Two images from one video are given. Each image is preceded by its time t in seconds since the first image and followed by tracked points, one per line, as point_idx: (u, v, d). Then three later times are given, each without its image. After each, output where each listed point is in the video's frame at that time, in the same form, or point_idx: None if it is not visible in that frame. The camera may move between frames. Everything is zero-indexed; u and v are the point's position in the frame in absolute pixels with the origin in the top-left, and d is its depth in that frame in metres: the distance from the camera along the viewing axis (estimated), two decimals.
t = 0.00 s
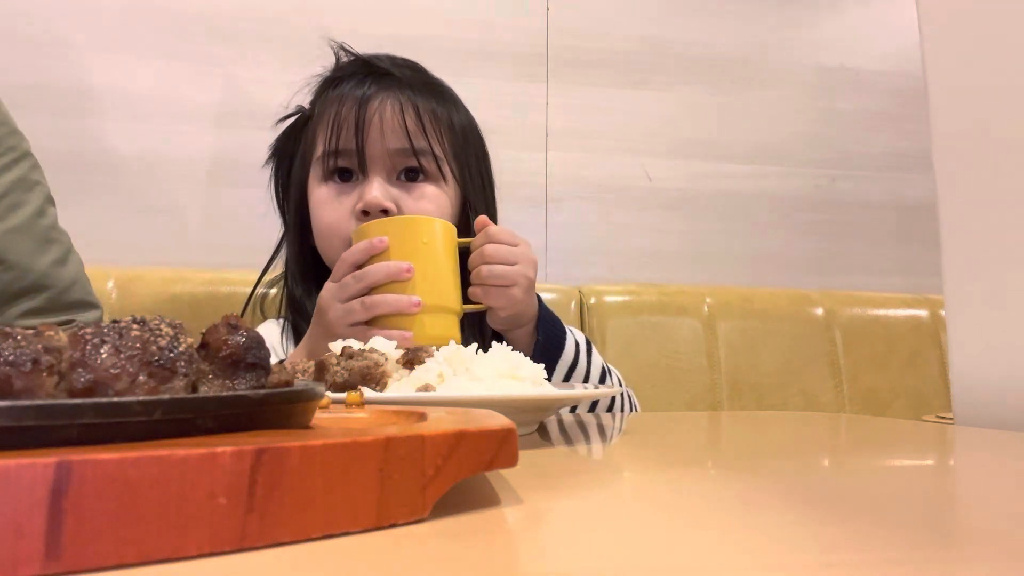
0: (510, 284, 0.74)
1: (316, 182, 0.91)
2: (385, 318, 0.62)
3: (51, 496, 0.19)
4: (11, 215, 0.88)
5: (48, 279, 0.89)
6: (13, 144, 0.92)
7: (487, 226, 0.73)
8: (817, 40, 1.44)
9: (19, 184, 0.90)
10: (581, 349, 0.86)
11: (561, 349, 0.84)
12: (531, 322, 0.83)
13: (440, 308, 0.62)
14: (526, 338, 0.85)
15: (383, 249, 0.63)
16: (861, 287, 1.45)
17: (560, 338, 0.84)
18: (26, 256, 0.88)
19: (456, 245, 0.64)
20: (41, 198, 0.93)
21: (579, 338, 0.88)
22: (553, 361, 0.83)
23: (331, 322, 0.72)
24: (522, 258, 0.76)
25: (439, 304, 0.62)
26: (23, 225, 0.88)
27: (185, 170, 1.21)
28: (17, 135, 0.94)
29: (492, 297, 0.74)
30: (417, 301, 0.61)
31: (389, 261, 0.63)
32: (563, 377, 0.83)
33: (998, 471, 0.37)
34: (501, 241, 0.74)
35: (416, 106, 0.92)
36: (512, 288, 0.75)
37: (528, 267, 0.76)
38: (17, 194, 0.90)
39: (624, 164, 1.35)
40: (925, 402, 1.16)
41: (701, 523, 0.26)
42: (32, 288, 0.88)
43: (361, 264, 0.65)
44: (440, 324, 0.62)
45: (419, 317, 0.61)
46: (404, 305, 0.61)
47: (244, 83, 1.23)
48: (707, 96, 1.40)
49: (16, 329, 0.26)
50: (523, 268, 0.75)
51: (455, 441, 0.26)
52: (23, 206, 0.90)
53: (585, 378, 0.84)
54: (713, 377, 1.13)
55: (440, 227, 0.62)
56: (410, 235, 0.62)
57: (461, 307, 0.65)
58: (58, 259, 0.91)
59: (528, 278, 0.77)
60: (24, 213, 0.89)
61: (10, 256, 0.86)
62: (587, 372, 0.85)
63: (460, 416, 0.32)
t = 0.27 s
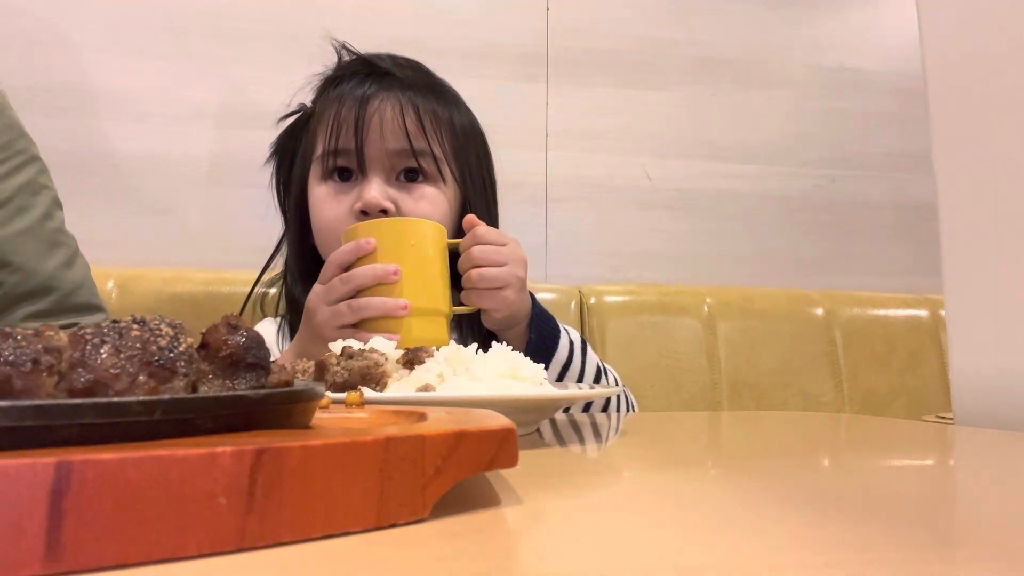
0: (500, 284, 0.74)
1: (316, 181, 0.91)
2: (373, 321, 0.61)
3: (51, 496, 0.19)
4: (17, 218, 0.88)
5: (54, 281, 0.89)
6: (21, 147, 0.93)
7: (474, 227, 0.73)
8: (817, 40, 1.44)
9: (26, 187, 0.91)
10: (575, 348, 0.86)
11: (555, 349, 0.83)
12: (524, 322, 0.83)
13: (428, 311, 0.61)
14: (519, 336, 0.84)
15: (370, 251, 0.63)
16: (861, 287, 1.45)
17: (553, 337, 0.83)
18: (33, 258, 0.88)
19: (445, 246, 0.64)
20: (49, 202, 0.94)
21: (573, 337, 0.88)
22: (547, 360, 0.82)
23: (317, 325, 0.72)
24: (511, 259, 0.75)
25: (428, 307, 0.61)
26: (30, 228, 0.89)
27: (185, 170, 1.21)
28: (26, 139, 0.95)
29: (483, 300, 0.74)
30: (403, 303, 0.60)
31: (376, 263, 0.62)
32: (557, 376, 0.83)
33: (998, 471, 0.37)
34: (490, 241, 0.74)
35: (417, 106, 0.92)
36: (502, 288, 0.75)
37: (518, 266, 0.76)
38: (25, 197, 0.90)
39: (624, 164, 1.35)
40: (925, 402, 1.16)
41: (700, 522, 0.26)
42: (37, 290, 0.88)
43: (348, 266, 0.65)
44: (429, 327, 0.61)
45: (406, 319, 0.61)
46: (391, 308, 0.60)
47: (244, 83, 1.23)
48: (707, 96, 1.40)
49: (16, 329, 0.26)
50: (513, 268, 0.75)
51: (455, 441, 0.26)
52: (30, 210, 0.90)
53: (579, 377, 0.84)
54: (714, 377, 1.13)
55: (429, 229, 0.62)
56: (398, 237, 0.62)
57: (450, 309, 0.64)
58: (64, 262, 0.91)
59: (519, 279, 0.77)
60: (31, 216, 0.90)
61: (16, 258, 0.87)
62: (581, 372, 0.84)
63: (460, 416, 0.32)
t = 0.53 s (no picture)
0: (495, 283, 0.74)
1: (317, 180, 0.91)
2: (367, 319, 0.62)
3: (51, 496, 0.19)
4: (31, 225, 0.88)
5: (65, 289, 0.89)
6: (36, 156, 0.92)
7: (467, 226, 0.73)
8: (818, 40, 1.44)
9: (40, 196, 0.91)
10: (571, 346, 0.86)
11: (550, 348, 0.83)
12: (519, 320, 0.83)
13: (422, 310, 0.61)
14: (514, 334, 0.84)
15: (365, 249, 0.62)
16: (860, 287, 1.45)
17: (548, 336, 0.83)
18: (45, 266, 0.88)
19: (442, 245, 0.63)
20: (61, 211, 0.94)
21: (570, 335, 0.88)
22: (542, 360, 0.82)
23: (313, 321, 0.73)
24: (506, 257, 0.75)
25: (422, 306, 0.61)
26: (43, 235, 0.89)
27: (185, 170, 1.21)
28: (40, 148, 0.93)
29: (479, 299, 0.74)
30: (399, 302, 0.60)
31: (371, 261, 0.62)
32: (552, 374, 0.83)
33: (998, 471, 0.37)
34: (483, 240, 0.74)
35: (420, 107, 0.92)
36: (497, 287, 0.75)
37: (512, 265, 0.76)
38: (38, 206, 0.90)
39: (624, 164, 1.35)
40: (925, 402, 1.16)
41: (700, 522, 0.26)
42: (48, 298, 0.88)
43: (343, 264, 0.65)
44: (422, 326, 0.61)
45: (401, 317, 0.61)
46: (386, 306, 0.60)
47: (244, 83, 1.23)
48: (707, 96, 1.40)
49: (16, 330, 0.26)
50: (507, 266, 0.75)
51: (455, 441, 0.26)
52: (44, 218, 0.90)
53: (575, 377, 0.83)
54: (714, 377, 1.13)
55: (425, 227, 0.61)
56: (394, 235, 0.61)
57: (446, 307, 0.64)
58: (75, 270, 0.92)
59: (513, 277, 0.77)
60: (44, 224, 0.90)
61: (28, 265, 0.87)
62: (577, 371, 0.84)
63: (460, 416, 0.33)
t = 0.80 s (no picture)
0: (493, 281, 0.74)
1: (318, 182, 0.91)
2: (366, 317, 0.62)
3: (51, 496, 0.19)
4: (44, 231, 0.91)
5: (75, 294, 0.92)
6: (51, 164, 0.94)
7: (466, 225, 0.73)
8: (818, 40, 1.44)
9: (54, 203, 0.93)
10: (571, 346, 0.85)
11: (549, 348, 0.83)
12: (518, 318, 0.83)
13: (421, 309, 0.61)
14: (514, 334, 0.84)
15: (364, 248, 0.63)
16: (860, 287, 1.45)
17: (547, 335, 0.83)
18: (56, 271, 0.91)
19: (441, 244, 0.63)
20: (74, 217, 0.97)
21: (569, 335, 0.88)
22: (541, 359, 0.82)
23: (312, 320, 0.73)
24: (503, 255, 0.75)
25: (421, 305, 0.61)
26: (56, 241, 0.92)
27: (186, 170, 1.20)
28: (55, 155, 0.95)
29: (477, 297, 0.74)
30: (397, 300, 0.60)
31: (370, 260, 0.62)
32: (552, 374, 0.83)
33: (999, 471, 0.37)
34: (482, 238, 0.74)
35: (420, 107, 0.92)
36: (495, 285, 0.75)
37: (510, 263, 0.76)
38: (52, 212, 0.93)
39: (624, 164, 1.35)
40: (926, 401, 1.16)
41: (700, 522, 0.26)
42: (58, 302, 0.91)
43: (342, 263, 0.65)
44: (422, 325, 0.61)
45: (400, 316, 0.61)
46: (385, 304, 0.60)
47: (245, 83, 1.23)
48: (707, 96, 1.40)
49: (17, 329, 0.26)
50: (505, 264, 0.75)
51: (456, 441, 0.26)
52: (57, 224, 0.93)
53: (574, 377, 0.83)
54: (714, 377, 1.13)
55: (423, 227, 0.61)
56: (392, 233, 0.61)
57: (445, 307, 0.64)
58: (86, 276, 0.94)
59: (512, 275, 0.77)
60: (57, 230, 0.93)
61: (41, 271, 0.89)
62: (576, 372, 0.84)
63: (460, 416, 0.33)
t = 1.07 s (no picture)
0: (490, 280, 0.74)
1: (317, 180, 0.91)
2: (364, 318, 0.62)
3: (51, 496, 0.19)
4: (48, 235, 0.92)
5: (79, 297, 0.92)
6: (57, 169, 0.96)
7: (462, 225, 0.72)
8: (818, 40, 1.44)
9: (59, 208, 0.94)
10: (570, 347, 0.85)
11: (549, 348, 0.83)
12: (518, 318, 0.83)
13: (419, 309, 0.61)
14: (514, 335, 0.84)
15: (362, 248, 0.63)
16: (860, 287, 1.45)
17: (547, 335, 0.83)
18: (60, 274, 0.92)
19: (438, 244, 0.63)
20: (80, 222, 0.98)
21: (569, 335, 0.88)
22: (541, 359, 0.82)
23: (309, 321, 0.73)
24: (501, 253, 0.75)
25: (419, 305, 0.61)
26: (60, 245, 0.93)
27: (186, 170, 1.20)
28: (61, 160, 0.98)
29: (474, 295, 0.74)
30: (395, 301, 0.60)
31: (367, 261, 0.62)
32: (551, 374, 0.83)
33: (998, 471, 0.37)
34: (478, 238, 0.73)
35: (419, 106, 0.92)
36: (492, 285, 0.75)
37: (508, 262, 0.76)
38: (57, 216, 0.94)
39: (624, 164, 1.35)
40: (926, 402, 1.16)
41: (698, 522, 0.26)
42: (62, 306, 0.91)
43: (340, 263, 0.65)
44: (420, 325, 0.61)
45: (398, 316, 0.61)
46: (383, 305, 0.60)
47: (244, 83, 1.23)
48: (707, 96, 1.40)
49: (17, 330, 0.26)
50: (502, 263, 0.75)
51: (456, 441, 0.26)
52: (62, 228, 0.94)
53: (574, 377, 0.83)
54: (714, 377, 1.13)
55: (420, 226, 0.62)
56: (390, 234, 0.61)
57: (443, 307, 0.64)
58: (91, 280, 0.94)
59: (509, 273, 0.76)
60: (61, 235, 0.94)
61: (44, 274, 0.90)
62: (576, 371, 0.84)
63: (460, 416, 0.33)
